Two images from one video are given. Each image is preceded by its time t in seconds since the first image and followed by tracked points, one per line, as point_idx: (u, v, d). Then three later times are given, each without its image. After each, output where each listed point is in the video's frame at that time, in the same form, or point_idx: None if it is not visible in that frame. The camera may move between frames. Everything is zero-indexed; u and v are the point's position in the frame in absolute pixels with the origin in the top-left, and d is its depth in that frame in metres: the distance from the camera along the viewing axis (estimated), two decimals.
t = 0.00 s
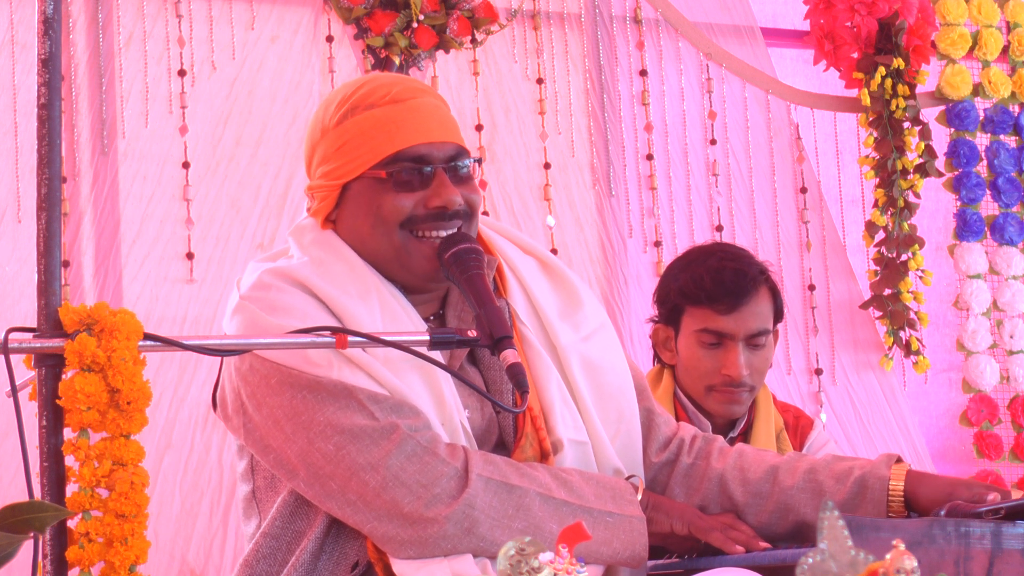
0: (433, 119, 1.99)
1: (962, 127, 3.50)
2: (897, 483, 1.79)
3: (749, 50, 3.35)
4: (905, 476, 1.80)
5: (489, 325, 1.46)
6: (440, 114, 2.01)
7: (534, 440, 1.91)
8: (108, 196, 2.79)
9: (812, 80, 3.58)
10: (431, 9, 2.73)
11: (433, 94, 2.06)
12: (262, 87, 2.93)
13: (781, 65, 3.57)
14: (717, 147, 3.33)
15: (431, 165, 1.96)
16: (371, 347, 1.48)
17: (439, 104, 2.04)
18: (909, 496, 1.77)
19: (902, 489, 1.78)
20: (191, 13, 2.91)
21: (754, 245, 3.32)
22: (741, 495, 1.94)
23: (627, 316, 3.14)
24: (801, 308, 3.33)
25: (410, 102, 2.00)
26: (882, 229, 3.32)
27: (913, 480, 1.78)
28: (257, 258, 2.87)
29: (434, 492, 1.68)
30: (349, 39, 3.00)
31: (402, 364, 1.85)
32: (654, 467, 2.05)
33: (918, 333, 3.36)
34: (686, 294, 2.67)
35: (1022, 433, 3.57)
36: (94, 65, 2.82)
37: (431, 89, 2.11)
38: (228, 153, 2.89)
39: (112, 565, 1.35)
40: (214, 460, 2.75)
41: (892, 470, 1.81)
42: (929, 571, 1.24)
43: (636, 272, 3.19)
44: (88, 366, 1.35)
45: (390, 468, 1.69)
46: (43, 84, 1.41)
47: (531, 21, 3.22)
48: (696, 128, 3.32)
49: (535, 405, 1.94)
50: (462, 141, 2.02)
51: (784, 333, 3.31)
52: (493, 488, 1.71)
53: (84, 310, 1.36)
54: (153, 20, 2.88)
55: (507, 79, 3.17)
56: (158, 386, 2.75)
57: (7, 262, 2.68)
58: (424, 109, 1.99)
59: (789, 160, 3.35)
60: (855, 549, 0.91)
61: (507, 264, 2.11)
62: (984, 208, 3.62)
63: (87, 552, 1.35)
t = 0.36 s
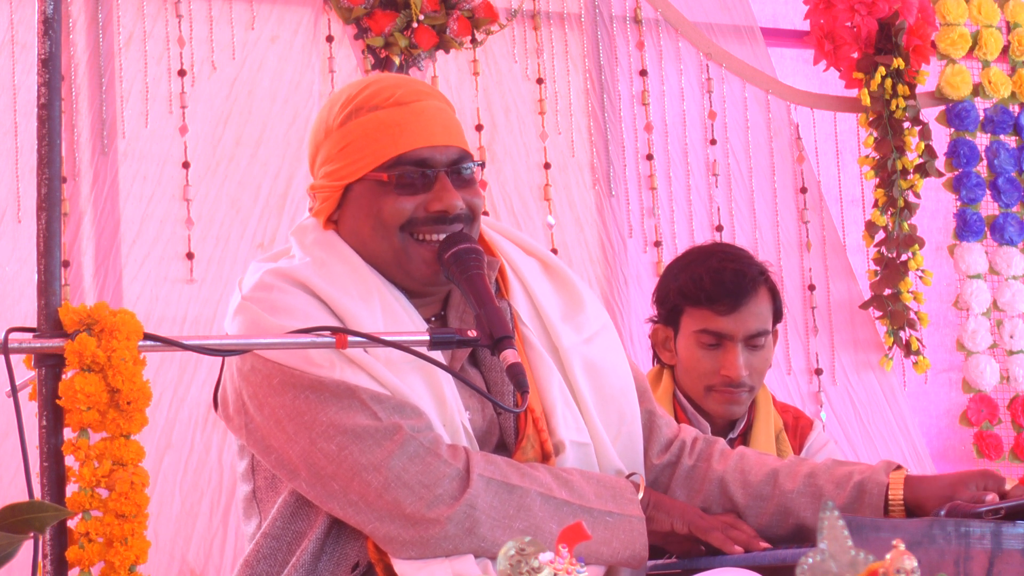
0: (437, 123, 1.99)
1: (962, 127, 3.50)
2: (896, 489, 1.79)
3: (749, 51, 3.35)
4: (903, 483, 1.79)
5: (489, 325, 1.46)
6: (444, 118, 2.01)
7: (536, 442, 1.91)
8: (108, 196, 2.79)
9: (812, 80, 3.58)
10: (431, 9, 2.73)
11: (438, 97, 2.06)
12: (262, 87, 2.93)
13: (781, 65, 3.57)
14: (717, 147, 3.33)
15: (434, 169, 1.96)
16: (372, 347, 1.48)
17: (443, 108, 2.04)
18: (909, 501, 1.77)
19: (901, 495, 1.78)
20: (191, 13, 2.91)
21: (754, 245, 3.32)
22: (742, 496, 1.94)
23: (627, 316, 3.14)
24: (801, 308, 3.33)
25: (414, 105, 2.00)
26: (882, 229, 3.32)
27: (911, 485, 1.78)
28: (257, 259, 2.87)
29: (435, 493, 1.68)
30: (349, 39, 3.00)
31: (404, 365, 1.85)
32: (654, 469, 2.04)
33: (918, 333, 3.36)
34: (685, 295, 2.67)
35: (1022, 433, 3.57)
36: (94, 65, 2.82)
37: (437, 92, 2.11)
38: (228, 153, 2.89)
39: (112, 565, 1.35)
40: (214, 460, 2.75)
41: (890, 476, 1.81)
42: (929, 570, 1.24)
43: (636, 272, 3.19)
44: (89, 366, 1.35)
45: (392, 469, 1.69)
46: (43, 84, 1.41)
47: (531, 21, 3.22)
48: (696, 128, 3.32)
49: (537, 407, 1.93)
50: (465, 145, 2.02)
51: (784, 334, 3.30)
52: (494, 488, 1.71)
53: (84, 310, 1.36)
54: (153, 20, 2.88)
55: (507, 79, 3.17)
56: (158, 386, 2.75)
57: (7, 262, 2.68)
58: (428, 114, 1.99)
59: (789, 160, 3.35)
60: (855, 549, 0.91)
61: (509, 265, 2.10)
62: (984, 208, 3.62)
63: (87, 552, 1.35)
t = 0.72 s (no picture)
0: (440, 123, 1.99)
1: (962, 127, 3.50)
2: (896, 492, 1.79)
3: (749, 51, 3.35)
4: (903, 485, 1.79)
5: (489, 325, 1.46)
6: (447, 119, 2.01)
7: (535, 445, 1.91)
8: (108, 196, 2.79)
9: (812, 80, 3.58)
10: (431, 8, 2.73)
11: (444, 98, 2.06)
12: (262, 87, 2.93)
13: (781, 65, 3.57)
14: (717, 147, 3.33)
15: (434, 169, 1.96)
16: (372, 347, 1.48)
17: (448, 109, 2.03)
18: (908, 504, 1.77)
19: (902, 498, 1.78)
20: (191, 13, 2.91)
21: (754, 245, 3.32)
22: (742, 500, 1.93)
23: (627, 316, 3.14)
24: (801, 308, 3.33)
25: (418, 105, 1.99)
26: (882, 229, 3.32)
27: (910, 488, 1.78)
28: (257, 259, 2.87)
29: (433, 495, 1.68)
30: (349, 39, 3.00)
31: (403, 367, 1.85)
32: (655, 474, 2.04)
33: (918, 333, 3.36)
34: (684, 295, 2.67)
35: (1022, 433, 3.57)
36: (94, 65, 2.82)
37: (444, 93, 2.11)
38: (228, 153, 2.89)
39: (112, 565, 1.35)
40: (214, 460, 2.75)
41: (889, 478, 1.82)
42: (929, 571, 1.24)
43: (636, 272, 3.19)
44: (88, 366, 1.35)
45: (389, 470, 1.69)
46: (43, 84, 1.41)
47: (531, 21, 3.22)
48: (696, 128, 3.32)
49: (537, 409, 1.93)
50: (468, 146, 2.01)
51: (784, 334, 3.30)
52: (491, 489, 1.71)
53: (84, 310, 1.36)
54: (153, 20, 2.89)
55: (507, 79, 3.17)
56: (158, 386, 2.75)
57: (7, 262, 2.68)
58: (431, 114, 1.99)
59: (789, 160, 3.35)
60: (855, 549, 0.91)
61: (511, 267, 2.10)
62: (984, 208, 3.62)
63: (87, 552, 1.35)
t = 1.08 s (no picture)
0: (445, 121, 1.99)
1: (962, 127, 3.50)
2: (898, 488, 1.80)
3: (749, 51, 3.35)
4: (905, 481, 1.80)
5: (489, 325, 1.45)
6: (453, 117, 2.01)
7: (537, 448, 1.90)
8: (108, 196, 2.79)
9: (812, 80, 3.58)
10: (431, 8, 2.73)
11: (454, 97, 2.06)
12: (262, 87, 2.93)
13: (781, 65, 3.57)
14: (717, 147, 3.33)
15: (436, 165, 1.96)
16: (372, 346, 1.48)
17: (456, 108, 2.03)
18: (911, 499, 1.78)
19: (904, 492, 1.79)
20: (191, 13, 2.91)
21: (754, 245, 3.32)
22: (745, 503, 1.92)
23: (627, 316, 3.14)
24: (801, 308, 3.33)
25: (425, 102, 2.00)
26: (882, 229, 3.32)
27: (913, 485, 1.79)
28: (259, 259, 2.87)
29: (429, 493, 1.68)
30: (348, 39, 3.00)
31: (403, 366, 1.85)
32: (661, 484, 2.04)
33: (917, 333, 3.36)
34: (684, 291, 2.67)
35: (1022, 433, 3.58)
36: (94, 65, 2.82)
37: (457, 92, 2.11)
38: (228, 153, 2.89)
39: (112, 565, 1.35)
40: (214, 460, 2.75)
41: (892, 475, 1.82)
42: (929, 571, 1.24)
43: (636, 272, 3.19)
44: (88, 366, 1.35)
45: (387, 468, 1.69)
46: (43, 84, 1.41)
47: (531, 21, 3.22)
48: (696, 128, 3.32)
49: (540, 412, 1.93)
50: (474, 145, 2.01)
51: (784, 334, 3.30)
52: (488, 488, 1.71)
53: (84, 310, 1.36)
54: (153, 20, 2.89)
55: (507, 79, 3.18)
56: (158, 386, 2.75)
57: (7, 262, 2.68)
58: (438, 111, 1.99)
59: (789, 160, 3.35)
60: (856, 550, 0.91)
61: (519, 271, 2.11)
62: (985, 208, 3.62)
63: (87, 552, 1.35)
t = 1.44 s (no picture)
0: (472, 126, 2.00)
1: (962, 127, 3.50)
2: (898, 489, 1.79)
3: (749, 50, 3.35)
4: (905, 482, 1.80)
5: (489, 325, 1.45)
6: (481, 124, 2.01)
7: (540, 449, 1.90)
8: (108, 196, 2.79)
9: (812, 80, 3.58)
10: (431, 8, 2.73)
11: (486, 105, 2.07)
12: (262, 86, 2.93)
13: (781, 64, 3.57)
14: (717, 147, 3.33)
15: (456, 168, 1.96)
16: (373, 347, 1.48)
17: (485, 115, 2.04)
18: (910, 500, 1.78)
19: (903, 493, 1.79)
20: (191, 13, 2.91)
21: (754, 245, 3.32)
22: (748, 508, 1.93)
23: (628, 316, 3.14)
24: (801, 308, 3.33)
25: (455, 106, 2.01)
26: (882, 229, 3.32)
27: (913, 486, 1.79)
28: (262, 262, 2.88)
29: (429, 488, 1.68)
30: (348, 39, 3.00)
31: (410, 366, 1.85)
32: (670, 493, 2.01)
33: (918, 333, 3.36)
34: (681, 285, 2.68)
35: (1022, 433, 3.58)
36: (94, 65, 2.82)
37: (492, 101, 2.11)
38: (228, 153, 2.89)
39: (112, 565, 1.35)
40: (214, 460, 2.75)
41: (891, 474, 1.82)
42: (929, 571, 1.24)
43: (636, 272, 3.19)
44: (88, 367, 1.35)
45: (386, 462, 1.69)
46: (43, 84, 1.41)
47: (531, 21, 3.22)
48: (696, 128, 3.32)
49: (547, 417, 1.93)
50: (497, 153, 2.01)
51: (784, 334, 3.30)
52: (487, 484, 1.70)
53: (84, 310, 1.36)
54: (153, 20, 2.89)
55: (507, 79, 3.18)
56: (158, 386, 2.75)
57: (7, 262, 2.68)
58: (466, 116, 2.00)
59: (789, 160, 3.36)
60: (856, 549, 0.91)
61: (536, 275, 2.13)
62: (985, 208, 3.62)
63: (87, 552, 1.35)
